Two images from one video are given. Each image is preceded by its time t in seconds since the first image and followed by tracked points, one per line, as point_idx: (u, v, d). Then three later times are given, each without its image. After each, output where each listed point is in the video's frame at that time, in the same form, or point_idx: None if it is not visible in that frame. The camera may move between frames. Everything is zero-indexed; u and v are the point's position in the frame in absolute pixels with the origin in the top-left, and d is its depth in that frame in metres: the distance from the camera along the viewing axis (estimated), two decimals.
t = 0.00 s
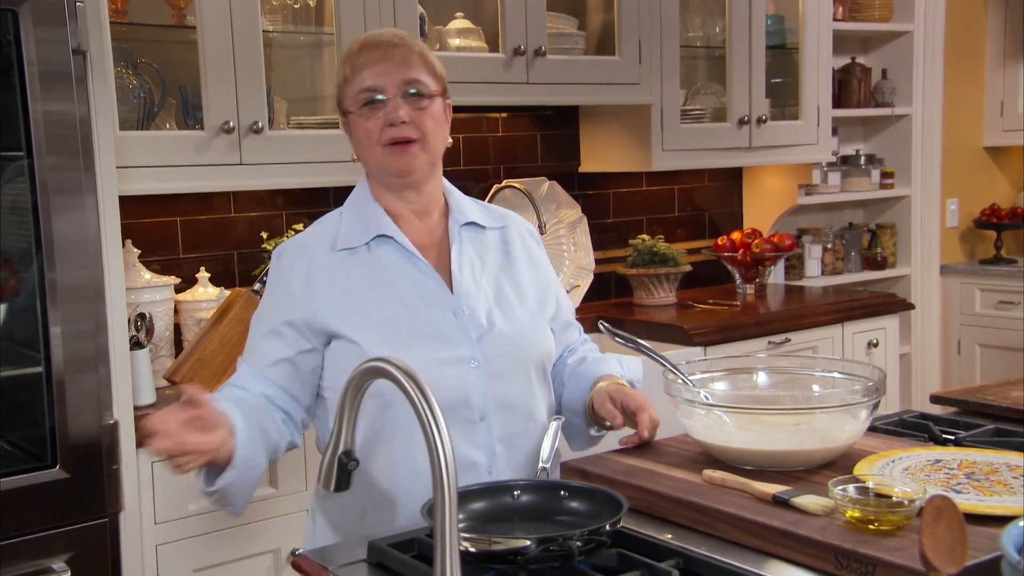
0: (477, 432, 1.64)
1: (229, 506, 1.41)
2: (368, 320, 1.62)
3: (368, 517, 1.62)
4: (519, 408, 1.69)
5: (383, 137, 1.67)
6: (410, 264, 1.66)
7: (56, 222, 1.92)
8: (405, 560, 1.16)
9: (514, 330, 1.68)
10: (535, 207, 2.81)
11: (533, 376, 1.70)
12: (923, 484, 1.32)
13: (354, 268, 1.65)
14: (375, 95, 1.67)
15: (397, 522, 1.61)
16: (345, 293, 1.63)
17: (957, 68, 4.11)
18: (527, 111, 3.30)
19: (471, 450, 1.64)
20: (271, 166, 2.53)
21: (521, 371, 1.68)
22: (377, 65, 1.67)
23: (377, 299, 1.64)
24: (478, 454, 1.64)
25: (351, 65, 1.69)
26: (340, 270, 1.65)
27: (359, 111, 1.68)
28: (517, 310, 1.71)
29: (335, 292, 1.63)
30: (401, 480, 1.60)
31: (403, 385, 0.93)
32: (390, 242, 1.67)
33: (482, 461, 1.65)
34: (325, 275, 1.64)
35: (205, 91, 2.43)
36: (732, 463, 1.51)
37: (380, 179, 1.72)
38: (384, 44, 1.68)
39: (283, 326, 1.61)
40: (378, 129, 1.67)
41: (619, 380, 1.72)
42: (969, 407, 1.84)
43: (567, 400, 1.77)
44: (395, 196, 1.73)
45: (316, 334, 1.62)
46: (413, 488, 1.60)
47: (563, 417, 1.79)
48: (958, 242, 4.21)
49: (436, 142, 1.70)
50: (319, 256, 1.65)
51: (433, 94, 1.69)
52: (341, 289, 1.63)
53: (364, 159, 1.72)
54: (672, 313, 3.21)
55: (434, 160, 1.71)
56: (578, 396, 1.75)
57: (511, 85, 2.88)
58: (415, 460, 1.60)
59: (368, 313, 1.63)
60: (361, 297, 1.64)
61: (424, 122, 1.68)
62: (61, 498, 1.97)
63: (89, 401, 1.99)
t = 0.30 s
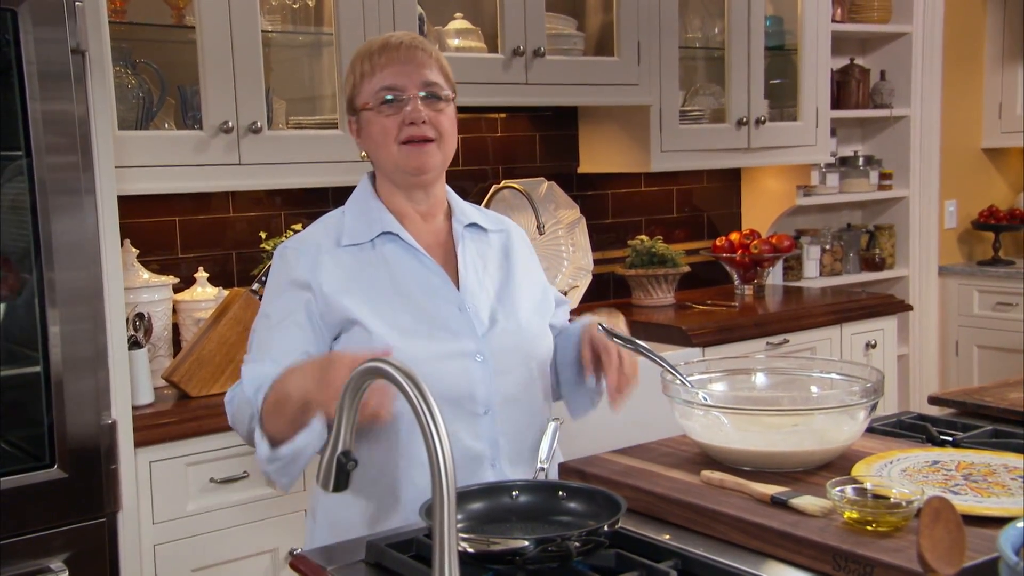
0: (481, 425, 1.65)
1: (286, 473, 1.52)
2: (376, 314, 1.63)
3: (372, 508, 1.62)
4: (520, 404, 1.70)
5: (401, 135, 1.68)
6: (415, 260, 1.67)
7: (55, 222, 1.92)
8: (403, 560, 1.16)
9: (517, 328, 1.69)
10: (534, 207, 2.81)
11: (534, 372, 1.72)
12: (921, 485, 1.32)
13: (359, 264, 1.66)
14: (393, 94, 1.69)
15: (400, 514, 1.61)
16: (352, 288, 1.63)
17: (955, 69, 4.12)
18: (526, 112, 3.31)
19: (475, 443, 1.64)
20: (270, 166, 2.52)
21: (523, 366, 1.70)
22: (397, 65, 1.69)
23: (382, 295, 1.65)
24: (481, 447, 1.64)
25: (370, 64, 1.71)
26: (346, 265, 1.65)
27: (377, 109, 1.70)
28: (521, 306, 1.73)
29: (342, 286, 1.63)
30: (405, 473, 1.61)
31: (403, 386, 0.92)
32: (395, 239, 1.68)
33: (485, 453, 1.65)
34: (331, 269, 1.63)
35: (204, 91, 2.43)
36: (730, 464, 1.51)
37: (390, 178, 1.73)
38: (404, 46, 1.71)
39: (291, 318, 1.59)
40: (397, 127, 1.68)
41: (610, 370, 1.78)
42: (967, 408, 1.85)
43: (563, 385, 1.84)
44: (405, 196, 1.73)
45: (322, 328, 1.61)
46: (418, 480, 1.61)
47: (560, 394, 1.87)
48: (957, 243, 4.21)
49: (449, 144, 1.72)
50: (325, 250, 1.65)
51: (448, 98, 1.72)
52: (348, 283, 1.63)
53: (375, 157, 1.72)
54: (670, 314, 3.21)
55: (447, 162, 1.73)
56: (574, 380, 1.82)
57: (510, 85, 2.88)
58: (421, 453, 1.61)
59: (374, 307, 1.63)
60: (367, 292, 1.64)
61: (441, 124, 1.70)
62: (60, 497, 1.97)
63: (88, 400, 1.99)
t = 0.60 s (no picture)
0: (486, 413, 1.65)
1: (249, 442, 1.52)
2: (379, 305, 1.63)
3: (383, 494, 1.66)
4: (528, 393, 1.70)
5: (385, 133, 1.69)
6: (417, 252, 1.68)
7: (54, 225, 1.93)
8: (403, 563, 1.16)
9: (520, 318, 1.70)
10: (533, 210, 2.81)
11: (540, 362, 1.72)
12: (920, 488, 1.32)
13: (362, 256, 1.66)
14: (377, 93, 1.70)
15: (410, 500, 1.65)
16: (354, 280, 1.64)
17: (954, 71, 4.12)
18: (525, 114, 3.31)
19: (482, 431, 1.64)
20: (269, 168, 2.52)
21: (529, 356, 1.70)
22: (380, 64, 1.70)
23: (386, 285, 1.65)
24: (487, 435, 1.65)
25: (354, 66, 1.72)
26: (348, 257, 1.65)
27: (362, 109, 1.71)
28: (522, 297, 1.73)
29: (343, 279, 1.64)
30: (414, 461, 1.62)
31: (402, 389, 0.92)
32: (396, 232, 1.69)
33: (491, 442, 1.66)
34: (333, 262, 1.65)
35: (204, 94, 2.43)
36: (730, 467, 1.51)
37: (382, 176, 1.73)
38: (386, 44, 1.71)
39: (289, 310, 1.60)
40: (380, 124, 1.69)
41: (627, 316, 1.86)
42: (967, 410, 1.85)
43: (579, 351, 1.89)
44: (401, 192, 1.73)
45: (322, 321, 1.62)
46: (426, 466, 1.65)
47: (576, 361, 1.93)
48: (956, 245, 4.22)
49: (438, 138, 1.72)
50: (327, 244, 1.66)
51: (434, 92, 1.71)
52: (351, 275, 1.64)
53: (368, 156, 1.73)
54: (670, 316, 3.21)
55: (436, 157, 1.73)
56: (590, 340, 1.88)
57: (509, 88, 2.88)
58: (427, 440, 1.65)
59: (378, 298, 1.64)
60: (371, 283, 1.65)
61: (426, 118, 1.70)
62: (59, 500, 1.97)
63: (87, 402, 1.99)
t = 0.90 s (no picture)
0: (469, 426, 1.65)
1: (271, 466, 1.52)
2: (367, 317, 1.64)
3: (360, 508, 1.62)
4: (513, 405, 1.69)
5: (391, 147, 1.69)
6: (408, 262, 1.68)
7: (58, 225, 1.93)
8: (405, 563, 1.16)
9: (509, 328, 1.69)
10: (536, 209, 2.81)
11: (529, 374, 1.71)
12: (924, 489, 1.32)
13: (354, 266, 1.67)
14: (384, 106, 1.69)
15: (389, 515, 1.61)
16: (346, 291, 1.65)
17: (958, 71, 4.12)
18: (529, 114, 3.31)
19: (464, 443, 1.64)
20: (273, 168, 2.53)
21: (516, 367, 1.69)
22: (388, 76, 1.69)
23: (375, 297, 1.66)
24: (469, 447, 1.65)
25: (362, 75, 1.70)
26: (340, 267, 1.67)
27: (369, 120, 1.70)
28: (517, 308, 1.72)
29: (336, 290, 1.65)
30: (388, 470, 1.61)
31: (405, 389, 0.92)
32: (390, 241, 1.69)
33: (473, 454, 1.65)
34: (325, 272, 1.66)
35: (207, 93, 2.43)
36: (733, 468, 1.51)
37: (387, 186, 1.74)
38: (396, 55, 1.70)
39: (287, 320, 1.64)
40: (387, 139, 1.69)
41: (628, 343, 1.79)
42: (971, 411, 1.85)
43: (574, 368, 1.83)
44: (402, 202, 1.74)
45: (318, 331, 1.64)
46: (406, 479, 1.61)
47: (573, 380, 1.86)
48: (959, 246, 4.21)
49: (443, 152, 1.72)
50: (321, 253, 1.68)
51: (441, 105, 1.71)
52: (342, 286, 1.66)
53: (373, 166, 1.74)
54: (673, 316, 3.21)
55: (441, 170, 1.74)
56: (586, 361, 1.82)
57: (512, 88, 2.88)
58: (408, 452, 1.61)
59: (367, 310, 1.65)
60: (360, 293, 1.66)
61: (432, 133, 1.69)
62: (62, 499, 1.97)
63: (90, 402, 1.99)
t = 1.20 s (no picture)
0: (456, 427, 1.65)
1: (245, 462, 1.55)
2: (359, 318, 1.65)
3: (348, 505, 1.63)
4: (502, 406, 1.68)
5: (389, 148, 1.68)
6: (402, 262, 1.68)
7: (60, 225, 1.93)
8: (406, 563, 1.16)
9: (500, 329, 1.68)
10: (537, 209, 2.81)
11: (520, 375, 1.70)
12: (926, 489, 1.32)
13: (350, 267, 1.68)
14: (381, 106, 1.69)
15: (375, 514, 1.61)
16: (340, 291, 1.66)
17: (960, 71, 4.11)
18: (530, 113, 3.31)
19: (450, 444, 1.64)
20: (274, 167, 2.53)
21: (506, 368, 1.68)
22: (385, 77, 1.69)
23: (368, 297, 1.66)
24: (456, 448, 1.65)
25: (360, 76, 1.71)
26: (336, 267, 1.67)
27: (366, 122, 1.70)
28: (512, 308, 1.70)
29: (330, 290, 1.66)
30: (374, 469, 1.62)
31: (407, 389, 0.92)
32: (386, 241, 1.69)
33: (460, 455, 1.65)
34: (321, 272, 1.67)
35: (209, 92, 2.43)
36: (734, 467, 1.51)
37: (386, 187, 1.74)
38: (393, 56, 1.70)
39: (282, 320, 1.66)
40: (385, 141, 1.68)
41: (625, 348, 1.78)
42: (972, 411, 1.84)
43: (572, 372, 1.83)
44: (401, 202, 1.74)
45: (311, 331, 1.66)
46: (391, 479, 1.61)
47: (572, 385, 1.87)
48: (961, 245, 4.21)
49: (441, 152, 1.72)
50: (319, 253, 1.69)
51: (439, 105, 1.71)
52: (337, 286, 1.66)
53: (371, 167, 1.74)
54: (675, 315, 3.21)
55: (440, 170, 1.73)
56: (583, 366, 1.81)
57: (513, 87, 2.88)
58: (394, 451, 1.61)
59: (359, 310, 1.65)
60: (354, 293, 1.66)
61: (430, 133, 1.69)
62: (63, 498, 1.97)
63: (91, 401, 1.99)
